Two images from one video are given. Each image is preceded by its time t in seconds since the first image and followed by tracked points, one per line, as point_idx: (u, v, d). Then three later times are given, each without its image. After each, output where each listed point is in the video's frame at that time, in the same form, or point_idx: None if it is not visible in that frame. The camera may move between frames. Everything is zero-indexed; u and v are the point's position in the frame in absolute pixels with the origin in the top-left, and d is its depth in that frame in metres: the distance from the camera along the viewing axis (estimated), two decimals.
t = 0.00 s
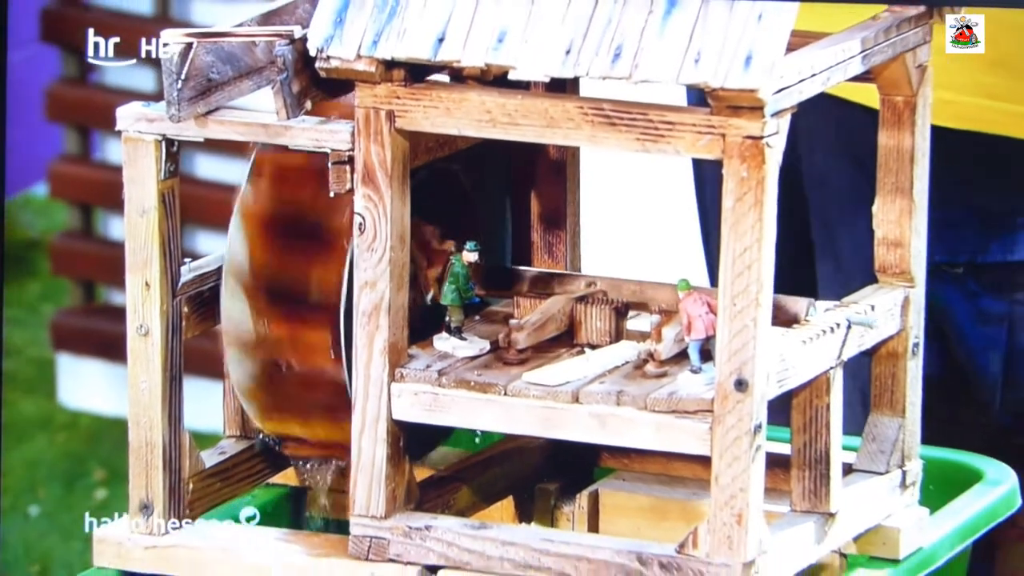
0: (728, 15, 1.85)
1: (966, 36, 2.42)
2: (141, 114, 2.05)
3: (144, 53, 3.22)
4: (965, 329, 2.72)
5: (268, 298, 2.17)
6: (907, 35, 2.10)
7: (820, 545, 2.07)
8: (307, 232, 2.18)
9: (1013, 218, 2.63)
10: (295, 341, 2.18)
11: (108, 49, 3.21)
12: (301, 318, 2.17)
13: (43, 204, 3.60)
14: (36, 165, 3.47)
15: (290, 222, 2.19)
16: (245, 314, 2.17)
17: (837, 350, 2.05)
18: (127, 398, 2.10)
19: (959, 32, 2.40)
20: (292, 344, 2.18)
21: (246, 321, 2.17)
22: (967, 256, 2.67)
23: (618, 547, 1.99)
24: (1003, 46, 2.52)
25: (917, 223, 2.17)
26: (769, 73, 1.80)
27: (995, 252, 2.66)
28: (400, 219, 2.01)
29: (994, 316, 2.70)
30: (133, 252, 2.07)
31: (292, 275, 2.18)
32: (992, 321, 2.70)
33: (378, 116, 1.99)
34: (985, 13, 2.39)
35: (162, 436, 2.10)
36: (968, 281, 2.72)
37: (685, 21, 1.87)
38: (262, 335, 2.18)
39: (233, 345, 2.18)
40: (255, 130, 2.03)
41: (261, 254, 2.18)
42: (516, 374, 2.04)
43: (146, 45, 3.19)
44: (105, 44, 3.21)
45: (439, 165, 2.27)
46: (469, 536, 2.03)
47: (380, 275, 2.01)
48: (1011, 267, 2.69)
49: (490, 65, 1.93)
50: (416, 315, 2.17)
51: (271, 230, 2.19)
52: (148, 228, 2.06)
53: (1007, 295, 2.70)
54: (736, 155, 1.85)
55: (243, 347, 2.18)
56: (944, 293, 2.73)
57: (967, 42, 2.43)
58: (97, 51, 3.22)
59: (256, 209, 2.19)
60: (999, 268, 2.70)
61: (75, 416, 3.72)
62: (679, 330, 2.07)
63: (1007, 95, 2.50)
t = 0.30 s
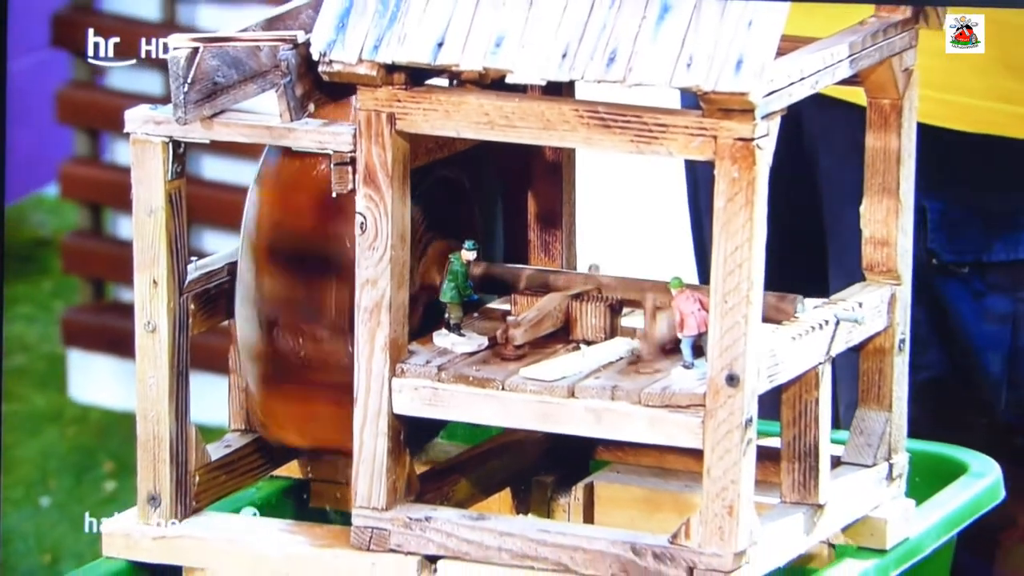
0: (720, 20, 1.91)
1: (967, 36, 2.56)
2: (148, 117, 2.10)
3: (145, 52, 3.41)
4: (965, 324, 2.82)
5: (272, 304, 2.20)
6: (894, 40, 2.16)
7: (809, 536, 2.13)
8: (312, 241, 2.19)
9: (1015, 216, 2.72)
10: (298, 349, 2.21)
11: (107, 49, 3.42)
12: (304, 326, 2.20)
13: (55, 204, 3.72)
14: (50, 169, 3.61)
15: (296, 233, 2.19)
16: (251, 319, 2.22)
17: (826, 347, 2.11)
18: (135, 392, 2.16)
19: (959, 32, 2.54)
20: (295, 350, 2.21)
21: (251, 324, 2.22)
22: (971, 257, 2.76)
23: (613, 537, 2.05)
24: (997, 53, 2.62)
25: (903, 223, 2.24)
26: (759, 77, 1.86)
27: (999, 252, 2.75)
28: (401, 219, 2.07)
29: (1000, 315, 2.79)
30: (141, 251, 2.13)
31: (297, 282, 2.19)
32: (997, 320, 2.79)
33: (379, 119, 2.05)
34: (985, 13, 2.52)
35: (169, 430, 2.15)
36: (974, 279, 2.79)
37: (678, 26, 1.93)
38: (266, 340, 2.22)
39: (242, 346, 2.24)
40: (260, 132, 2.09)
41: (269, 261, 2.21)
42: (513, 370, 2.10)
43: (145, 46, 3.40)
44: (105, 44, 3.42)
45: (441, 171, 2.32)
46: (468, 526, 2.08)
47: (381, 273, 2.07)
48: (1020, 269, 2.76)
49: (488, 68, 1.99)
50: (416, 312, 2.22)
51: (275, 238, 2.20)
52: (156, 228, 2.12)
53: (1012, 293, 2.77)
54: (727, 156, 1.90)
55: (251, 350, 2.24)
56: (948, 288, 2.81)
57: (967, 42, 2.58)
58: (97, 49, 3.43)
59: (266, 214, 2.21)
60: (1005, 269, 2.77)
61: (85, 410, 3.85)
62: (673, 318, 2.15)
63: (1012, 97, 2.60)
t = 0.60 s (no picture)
0: (712, 25, 1.97)
1: (966, 36, 2.68)
2: (158, 118, 2.17)
3: (145, 52, 3.43)
4: (953, 319, 2.89)
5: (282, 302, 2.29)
6: (881, 44, 2.22)
7: (799, 526, 2.20)
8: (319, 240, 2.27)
9: (1005, 214, 2.80)
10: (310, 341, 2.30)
11: (107, 49, 3.45)
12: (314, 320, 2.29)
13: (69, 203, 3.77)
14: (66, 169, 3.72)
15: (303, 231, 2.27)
16: (264, 318, 2.30)
17: (815, 342, 2.18)
18: (145, 385, 2.22)
19: (959, 32, 2.67)
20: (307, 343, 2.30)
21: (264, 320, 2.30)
22: (961, 251, 2.83)
23: (608, 527, 2.11)
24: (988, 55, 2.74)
25: (890, 222, 2.30)
26: (750, 80, 1.92)
27: (988, 248, 2.83)
28: (402, 217, 2.14)
29: (988, 309, 2.87)
30: (150, 249, 2.19)
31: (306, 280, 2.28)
32: (984, 314, 2.87)
33: (381, 121, 2.11)
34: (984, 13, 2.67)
35: (177, 422, 2.22)
36: (963, 275, 2.86)
37: (671, 31, 1.99)
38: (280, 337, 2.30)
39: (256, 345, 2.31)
40: (266, 134, 2.15)
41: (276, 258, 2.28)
42: (512, 364, 2.16)
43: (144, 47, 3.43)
44: (107, 44, 3.45)
45: (444, 169, 2.40)
46: (468, 516, 2.15)
47: (383, 270, 2.13)
48: (1009, 263, 2.84)
49: (487, 72, 2.05)
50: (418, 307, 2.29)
51: (283, 237, 2.28)
52: (165, 226, 2.18)
53: (999, 288, 2.86)
54: (719, 157, 1.97)
55: (263, 346, 2.31)
56: (939, 285, 2.88)
57: (967, 42, 2.70)
58: (98, 49, 3.46)
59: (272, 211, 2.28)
60: (994, 264, 2.85)
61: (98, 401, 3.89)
62: (666, 318, 2.22)
63: (1006, 100, 2.74)
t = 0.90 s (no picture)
0: (707, 27, 2.03)
1: (966, 35, 2.69)
2: (166, 118, 2.22)
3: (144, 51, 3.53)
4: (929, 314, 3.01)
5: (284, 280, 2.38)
6: (872, 45, 2.28)
7: (792, 515, 2.25)
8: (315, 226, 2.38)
9: (946, 217, 2.92)
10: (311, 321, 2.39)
11: (107, 49, 3.53)
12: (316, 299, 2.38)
13: (80, 202, 3.77)
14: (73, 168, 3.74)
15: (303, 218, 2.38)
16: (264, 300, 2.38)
17: (807, 336, 2.24)
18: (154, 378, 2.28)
19: (959, 32, 2.69)
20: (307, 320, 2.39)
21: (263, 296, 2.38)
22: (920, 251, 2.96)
23: (606, 516, 2.17)
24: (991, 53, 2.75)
25: (881, 219, 2.35)
26: (744, 80, 1.98)
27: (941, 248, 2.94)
28: (405, 214, 2.19)
29: (937, 305, 2.99)
30: (159, 245, 2.25)
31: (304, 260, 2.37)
32: (934, 309, 2.99)
33: (384, 120, 2.17)
34: (983, 14, 2.69)
35: (186, 414, 2.28)
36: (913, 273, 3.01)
37: (667, 32, 2.05)
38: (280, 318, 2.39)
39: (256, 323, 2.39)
40: (272, 133, 2.21)
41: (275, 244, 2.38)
42: (512, 357, 2.22)
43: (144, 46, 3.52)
44: (106, 44, 3.53)
45: (445, 167, 2.45)
46: (469, 506, 2.21)
47: (386, 266, 2.19)
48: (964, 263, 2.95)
49: (488, 72, 2.10)
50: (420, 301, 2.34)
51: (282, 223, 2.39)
52: (173, 222, 2.24)
53: (948, 286, 2.97)
54: (714, 155, 2.03)
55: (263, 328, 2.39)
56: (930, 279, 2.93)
57: (967, 42, 2.71)
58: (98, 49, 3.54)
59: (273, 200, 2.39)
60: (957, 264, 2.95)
61: (108, 395, 3.83)
62: (661, 316, 2.26)
63: (976, 113, 2.80)
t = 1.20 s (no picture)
0: (702, 33, 2.09)
1: (966, 35, 2.69)
2: (175, 121, 2.28)
3: (144, 51, 3.45)
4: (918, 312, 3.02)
5: (287, 292, 2.39)
6: (862, 49, 2.34)
7: (784, 507, 2.31)
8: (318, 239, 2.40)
9: (916, 218, 2.96)
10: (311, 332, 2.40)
11: (107, 49, 3.46)
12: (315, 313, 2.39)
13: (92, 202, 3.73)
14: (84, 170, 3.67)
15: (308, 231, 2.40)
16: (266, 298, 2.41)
17: (800, 332, 2.30)
18: (163, 374, 2.34)
19: (959, 32, 2.69)
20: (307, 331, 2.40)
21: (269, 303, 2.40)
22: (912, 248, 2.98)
23: (603, 508, 2.23)
24: (987, 57, 2.75)
25: (871, 219, 2.41)
26: (738, 84, 2.04)
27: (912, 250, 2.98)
28: (408, 215, 2.25)
29: (908, 302, 3.02)
30: (168, 244, 2.31)
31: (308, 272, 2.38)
32: (904, 306, 3.03)
33: (387, 122, 2.23)
34: (984, 14, 2.67)
35: (194, 408, 2.34)
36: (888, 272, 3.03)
37: (663, 37, 2.11)
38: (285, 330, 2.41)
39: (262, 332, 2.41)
40: (278, 135, 2.26)
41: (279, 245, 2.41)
42: (512, 353, 2.28)
43: (143, 46, 3.44)
44: (106, 44, 3.46)
45: (450, 168, 2.51)
46: (470, 498, 2.27)
47: (389, 265, 2.25)
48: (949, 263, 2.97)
49: (488, 76, 2.16)
50: (423, 298, 2.40)
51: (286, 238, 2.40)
52: (182, 222, 2.30)
53: (921, 284, 3.01)
54: (709, 157, 2.09)
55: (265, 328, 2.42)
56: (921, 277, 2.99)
57: (967, 42, 2.70)
58: (98, 49, 3.46)
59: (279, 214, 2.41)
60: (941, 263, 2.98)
61: (119, 390, 3.82)
62: (657, 313, 2.33)
63: (952, 119, 2.82)
